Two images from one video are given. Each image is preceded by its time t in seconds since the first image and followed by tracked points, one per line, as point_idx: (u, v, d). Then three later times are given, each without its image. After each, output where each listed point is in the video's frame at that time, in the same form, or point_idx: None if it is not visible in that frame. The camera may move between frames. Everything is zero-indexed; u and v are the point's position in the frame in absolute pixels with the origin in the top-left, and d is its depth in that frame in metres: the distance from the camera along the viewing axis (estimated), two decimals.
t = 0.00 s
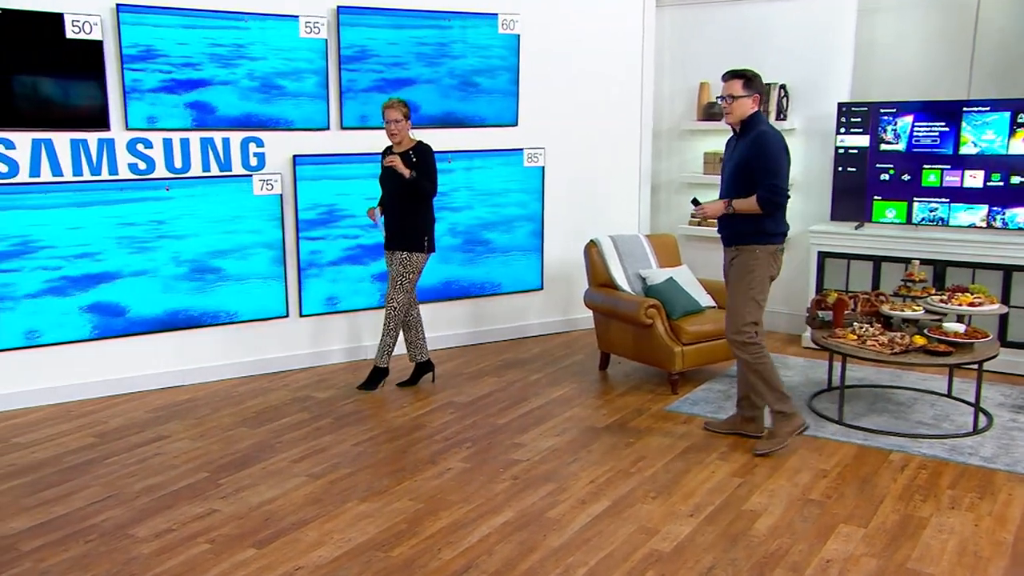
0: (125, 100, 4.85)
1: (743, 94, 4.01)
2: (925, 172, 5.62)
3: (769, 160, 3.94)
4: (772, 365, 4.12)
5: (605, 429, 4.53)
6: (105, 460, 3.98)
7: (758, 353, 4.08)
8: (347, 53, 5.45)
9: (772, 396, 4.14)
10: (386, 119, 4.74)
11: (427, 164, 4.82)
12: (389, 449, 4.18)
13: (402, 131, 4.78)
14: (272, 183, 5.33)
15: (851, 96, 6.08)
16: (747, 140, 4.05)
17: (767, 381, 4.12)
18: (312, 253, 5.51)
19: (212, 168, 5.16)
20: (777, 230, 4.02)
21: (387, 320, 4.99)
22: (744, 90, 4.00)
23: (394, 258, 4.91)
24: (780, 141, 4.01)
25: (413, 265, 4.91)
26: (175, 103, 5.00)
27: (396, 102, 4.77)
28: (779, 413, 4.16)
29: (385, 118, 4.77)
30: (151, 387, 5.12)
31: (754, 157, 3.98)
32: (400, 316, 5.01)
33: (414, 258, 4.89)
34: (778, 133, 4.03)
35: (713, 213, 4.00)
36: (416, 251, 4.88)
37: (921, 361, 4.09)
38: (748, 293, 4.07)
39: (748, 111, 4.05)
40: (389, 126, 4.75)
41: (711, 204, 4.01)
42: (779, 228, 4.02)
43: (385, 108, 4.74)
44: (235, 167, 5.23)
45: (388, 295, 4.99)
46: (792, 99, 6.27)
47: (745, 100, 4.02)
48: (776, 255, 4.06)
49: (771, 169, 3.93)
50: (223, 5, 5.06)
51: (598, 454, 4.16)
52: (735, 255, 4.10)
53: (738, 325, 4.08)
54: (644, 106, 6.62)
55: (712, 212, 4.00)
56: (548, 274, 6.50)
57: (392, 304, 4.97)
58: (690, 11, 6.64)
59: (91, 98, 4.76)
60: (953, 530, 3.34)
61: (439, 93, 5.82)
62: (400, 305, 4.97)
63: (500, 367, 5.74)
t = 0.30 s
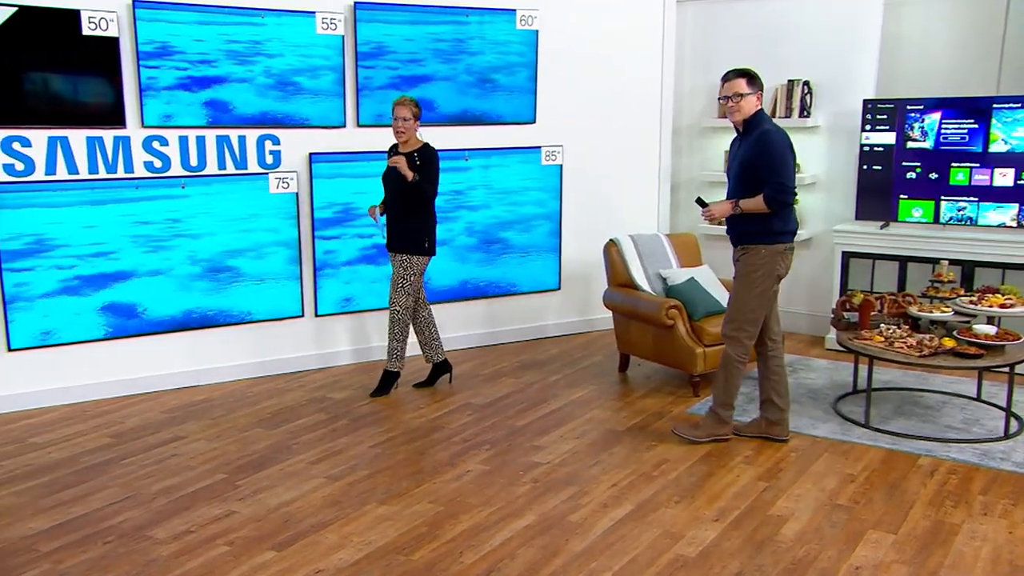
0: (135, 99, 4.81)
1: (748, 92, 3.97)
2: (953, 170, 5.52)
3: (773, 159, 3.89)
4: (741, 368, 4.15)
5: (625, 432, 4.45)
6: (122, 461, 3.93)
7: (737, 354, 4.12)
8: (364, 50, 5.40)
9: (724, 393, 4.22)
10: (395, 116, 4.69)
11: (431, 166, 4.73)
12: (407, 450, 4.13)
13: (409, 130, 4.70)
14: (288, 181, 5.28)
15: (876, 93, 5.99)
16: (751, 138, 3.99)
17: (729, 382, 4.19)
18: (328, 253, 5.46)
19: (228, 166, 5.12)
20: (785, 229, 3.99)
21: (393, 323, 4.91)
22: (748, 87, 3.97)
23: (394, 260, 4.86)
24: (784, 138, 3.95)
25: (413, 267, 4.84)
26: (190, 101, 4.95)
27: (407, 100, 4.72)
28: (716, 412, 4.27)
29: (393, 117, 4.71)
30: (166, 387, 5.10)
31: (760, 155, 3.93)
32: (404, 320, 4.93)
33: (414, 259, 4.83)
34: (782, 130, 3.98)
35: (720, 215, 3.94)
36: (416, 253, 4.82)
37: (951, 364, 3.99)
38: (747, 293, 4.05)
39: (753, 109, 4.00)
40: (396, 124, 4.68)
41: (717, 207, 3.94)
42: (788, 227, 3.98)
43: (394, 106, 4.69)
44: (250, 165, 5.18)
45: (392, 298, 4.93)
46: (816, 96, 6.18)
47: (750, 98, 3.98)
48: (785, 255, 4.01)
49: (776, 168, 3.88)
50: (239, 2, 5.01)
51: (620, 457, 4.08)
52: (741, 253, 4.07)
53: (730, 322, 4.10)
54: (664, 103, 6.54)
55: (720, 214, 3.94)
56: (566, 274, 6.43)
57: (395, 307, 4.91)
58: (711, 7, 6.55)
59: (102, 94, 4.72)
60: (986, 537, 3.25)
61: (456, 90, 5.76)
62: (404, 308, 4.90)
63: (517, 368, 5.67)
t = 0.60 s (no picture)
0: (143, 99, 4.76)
1: (746, 92, 3.95)
2: (983, 169, 5.42)
3: (758, 164, 3.88)
4: (745, 371, 4.13)
5: (648, 435, 4.38)
6: (143, 461, 3.91)
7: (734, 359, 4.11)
8: (384, 48, 5.36)
9: (728, 395, 4.22)
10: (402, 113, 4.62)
11: (436, 164, 4.69)
12: (428, 452, 4.09)
13: (415, 129, 4.61)
14: (307, 180, 5.25)
15: (902, 90, 5.91)
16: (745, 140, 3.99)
17: (734, 386, 4.18)
18: (345, 253, 5.42)
19: (246, 165, 5.09)
20: (774, 234, 3.96)
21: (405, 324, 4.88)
22: (747, 88, 3.95)
23: (402, 261, 4.80)
24: (776, 142, 3.91)
25: (425, 266, 4.82)
26: (209, 99, 4.92)
27: (412, 97, 4.65)
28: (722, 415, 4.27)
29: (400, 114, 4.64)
30: (184, 386, 5.07)
31: (749, 160, 3.92)
32: (418, 320, 4.89)
33: (421, 257, 4.79)
34: (777, 133, 3.94)
35: (709, 216, 4.00)
36: (424, 252, 4.77)
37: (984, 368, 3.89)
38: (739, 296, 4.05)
39: (752, 110, 3.98)
40: (403, 122, 4.60)
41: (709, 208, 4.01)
42: (778, 233, 3.96)
43: (402, 103, 4.62)
44: (269, 164, 5.15)
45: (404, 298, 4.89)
46: (841, 94, 6.10)
47: (748, 99, 3.96)
48: (776, 256, 3.98)
49: (761, 173, 3.87)
50: None
51: (643, 460, 4.02)
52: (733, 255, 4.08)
53: (727, 325, 4.11)
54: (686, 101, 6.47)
55: (707, 216, 4.00)
56: (585, 275, 6.36)
57: (409, 307, 4.87)
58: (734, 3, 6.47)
59: (114, 92, 4.69)
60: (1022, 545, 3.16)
61: (476, 88, 5.71)
62: (417, 308, 4.86)
63: (537, 369, 5.62)
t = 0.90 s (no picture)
0: (161, 98, 4.75)
1: (743, 91, 3.98)
2: (1011, 169, 5.37)
3: (735, 163, 3.94)
4: (757, 370, 4.15)
5: (671, 436, 4.34)
6: (165, 461, 3.91)
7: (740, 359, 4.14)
8: (404, 47, 5.34)
9: (744, 397, 4.22)
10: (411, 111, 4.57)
11: (448, 162, 4.64)
12: (449, 453, 4.08)
13: (425, 126, 4.59)
14: (327, 180, 5.24)
15: (928, 87, 5.84)
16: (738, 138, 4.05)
17: (748, 386, 4.18)
18: (364, 253, 5.40)
19: (267, 164, 5.09)
20: (755, 234, 4.00)
21: (427, 323, 4.85)
22: (742, 86, 3.98)
23: (421, 260, 4.78)
24: (759, 142, 3.93)
25: (445, 265, 4.79)
26: (230, 99, 4.92)
27: (421, 95, 4.60)
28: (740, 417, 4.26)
29: (410, 112, 4.60)
30: (204, 386, 5.07)
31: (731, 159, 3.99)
32: (439, 321, 4.87)
33: (441, 257, 4.76)
34: (764, 134, 3.95)
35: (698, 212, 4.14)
36: (441, 251, 4.75)
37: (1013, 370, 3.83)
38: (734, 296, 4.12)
39: (749, 109, 4.00)
40: (413, 119, 4.57)
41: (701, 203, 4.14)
42: (761, 233, 3.99)
43: (411, 101, 4.58)
44: (290, 163, 5.15)
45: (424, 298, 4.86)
46: (865, 92, 6.05)
47: (743, 98, 3.99)
48: (765, 257, 4.01)
49: (735, 173, 3.93)
50: None
51: (667, 462, 3.98)
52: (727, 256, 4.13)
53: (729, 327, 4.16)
54: (707, 99, 6.43)
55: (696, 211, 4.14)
56: (605, 275, 6.33)
57: (430, 307, 4.84)
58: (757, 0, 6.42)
59: (130, 91, 4.68)
60: None
61: (496, 88, 5.68)
62: (437, 308, 4.83)
63: (557, 370, 5.58)
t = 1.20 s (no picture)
0: (180, 98, 4.76)
1: (745, 91, 4.03)
2: None
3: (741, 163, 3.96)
4: (777, 369, 4.15)
5: (694, 438, 4.32)
6: (190, 459, 3.93)
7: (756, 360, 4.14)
8: (426, 48, 5.35)
9: (765, 399, 4.20)
10: (425, 110, 4.60)
11: (464, 162, 4.67)
12: (472, 453, 4.08)
13: (439, 125, 4.61)
14: (349, 180, 5.25)
15: (953, 87, 5.80)
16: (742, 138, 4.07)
17: (768, 386, 4.17)
18: (384, 254, 5.41)
19: (290, 164, 5.11)
20: (762, 233, 4.04)
21: (445, 323, 4.87)
22: (747, 87, 4.03)
23: (438, 260, 4.78)
24: (764, 142, 3.95)
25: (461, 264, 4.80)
26: (253, 100, 4.94)
27: (435, 95, 4.62)
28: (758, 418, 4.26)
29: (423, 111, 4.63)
30: (226, 385, 5.10)
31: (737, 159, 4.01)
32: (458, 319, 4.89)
33: (458, 256, 4.78)
34: (769, 134, 3.98)
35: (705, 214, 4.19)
36: (457, 250, 4.76)
37: None
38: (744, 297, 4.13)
39: (752, 109, 4.05)
40: (427, 118, 4.59)
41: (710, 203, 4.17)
42: (769, 232, 4.03)
43: (425, 100, 4.61)
44: (312, 163, 5.16)
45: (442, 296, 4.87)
46: (889, 92, 6.02)
47: (747, 98, 4.04)
48: (773, 256, 4.04)
49: (743, 173, 3.94)
50: None
51: (690, 464, 3.96)
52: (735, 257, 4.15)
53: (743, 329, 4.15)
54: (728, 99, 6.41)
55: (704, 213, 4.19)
56: (625, 276, 6.32)
57: (449, 305, 4.85)
58: None
59: (150, 92, 4.69)
60: None
61: (517, 88, 5.68)
62: (456, 306, 4.85)
63: (577, 370, 5.57)
